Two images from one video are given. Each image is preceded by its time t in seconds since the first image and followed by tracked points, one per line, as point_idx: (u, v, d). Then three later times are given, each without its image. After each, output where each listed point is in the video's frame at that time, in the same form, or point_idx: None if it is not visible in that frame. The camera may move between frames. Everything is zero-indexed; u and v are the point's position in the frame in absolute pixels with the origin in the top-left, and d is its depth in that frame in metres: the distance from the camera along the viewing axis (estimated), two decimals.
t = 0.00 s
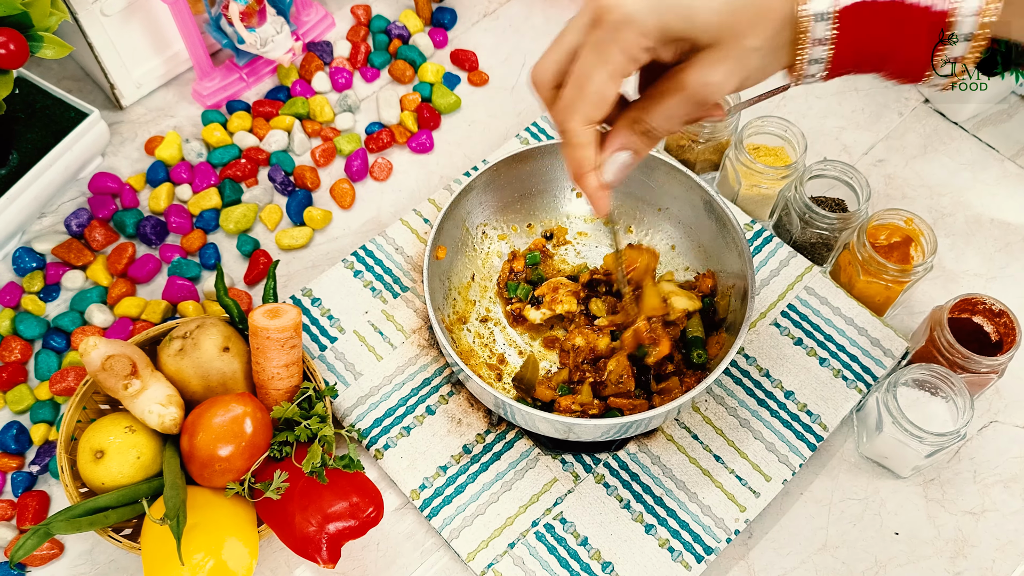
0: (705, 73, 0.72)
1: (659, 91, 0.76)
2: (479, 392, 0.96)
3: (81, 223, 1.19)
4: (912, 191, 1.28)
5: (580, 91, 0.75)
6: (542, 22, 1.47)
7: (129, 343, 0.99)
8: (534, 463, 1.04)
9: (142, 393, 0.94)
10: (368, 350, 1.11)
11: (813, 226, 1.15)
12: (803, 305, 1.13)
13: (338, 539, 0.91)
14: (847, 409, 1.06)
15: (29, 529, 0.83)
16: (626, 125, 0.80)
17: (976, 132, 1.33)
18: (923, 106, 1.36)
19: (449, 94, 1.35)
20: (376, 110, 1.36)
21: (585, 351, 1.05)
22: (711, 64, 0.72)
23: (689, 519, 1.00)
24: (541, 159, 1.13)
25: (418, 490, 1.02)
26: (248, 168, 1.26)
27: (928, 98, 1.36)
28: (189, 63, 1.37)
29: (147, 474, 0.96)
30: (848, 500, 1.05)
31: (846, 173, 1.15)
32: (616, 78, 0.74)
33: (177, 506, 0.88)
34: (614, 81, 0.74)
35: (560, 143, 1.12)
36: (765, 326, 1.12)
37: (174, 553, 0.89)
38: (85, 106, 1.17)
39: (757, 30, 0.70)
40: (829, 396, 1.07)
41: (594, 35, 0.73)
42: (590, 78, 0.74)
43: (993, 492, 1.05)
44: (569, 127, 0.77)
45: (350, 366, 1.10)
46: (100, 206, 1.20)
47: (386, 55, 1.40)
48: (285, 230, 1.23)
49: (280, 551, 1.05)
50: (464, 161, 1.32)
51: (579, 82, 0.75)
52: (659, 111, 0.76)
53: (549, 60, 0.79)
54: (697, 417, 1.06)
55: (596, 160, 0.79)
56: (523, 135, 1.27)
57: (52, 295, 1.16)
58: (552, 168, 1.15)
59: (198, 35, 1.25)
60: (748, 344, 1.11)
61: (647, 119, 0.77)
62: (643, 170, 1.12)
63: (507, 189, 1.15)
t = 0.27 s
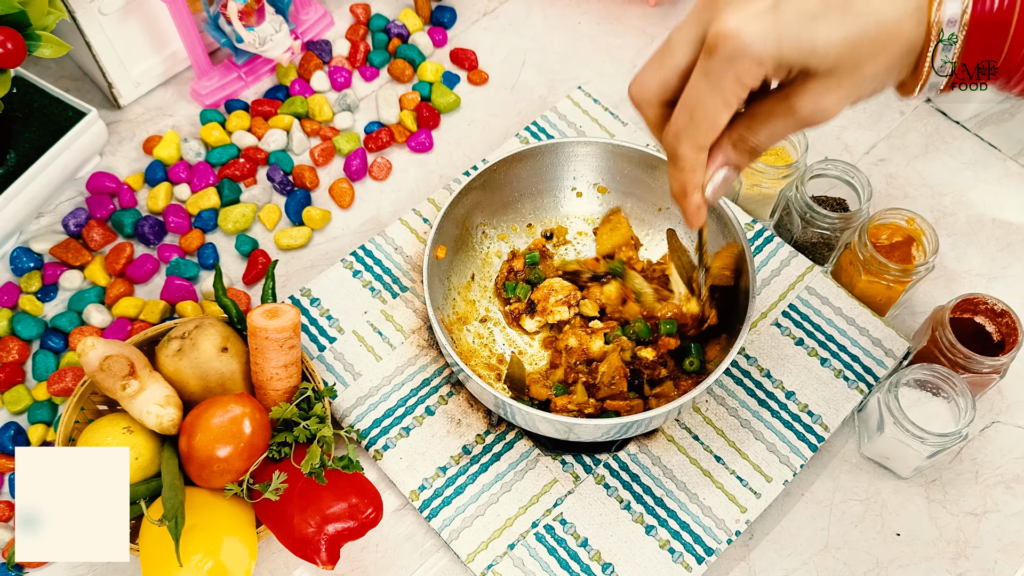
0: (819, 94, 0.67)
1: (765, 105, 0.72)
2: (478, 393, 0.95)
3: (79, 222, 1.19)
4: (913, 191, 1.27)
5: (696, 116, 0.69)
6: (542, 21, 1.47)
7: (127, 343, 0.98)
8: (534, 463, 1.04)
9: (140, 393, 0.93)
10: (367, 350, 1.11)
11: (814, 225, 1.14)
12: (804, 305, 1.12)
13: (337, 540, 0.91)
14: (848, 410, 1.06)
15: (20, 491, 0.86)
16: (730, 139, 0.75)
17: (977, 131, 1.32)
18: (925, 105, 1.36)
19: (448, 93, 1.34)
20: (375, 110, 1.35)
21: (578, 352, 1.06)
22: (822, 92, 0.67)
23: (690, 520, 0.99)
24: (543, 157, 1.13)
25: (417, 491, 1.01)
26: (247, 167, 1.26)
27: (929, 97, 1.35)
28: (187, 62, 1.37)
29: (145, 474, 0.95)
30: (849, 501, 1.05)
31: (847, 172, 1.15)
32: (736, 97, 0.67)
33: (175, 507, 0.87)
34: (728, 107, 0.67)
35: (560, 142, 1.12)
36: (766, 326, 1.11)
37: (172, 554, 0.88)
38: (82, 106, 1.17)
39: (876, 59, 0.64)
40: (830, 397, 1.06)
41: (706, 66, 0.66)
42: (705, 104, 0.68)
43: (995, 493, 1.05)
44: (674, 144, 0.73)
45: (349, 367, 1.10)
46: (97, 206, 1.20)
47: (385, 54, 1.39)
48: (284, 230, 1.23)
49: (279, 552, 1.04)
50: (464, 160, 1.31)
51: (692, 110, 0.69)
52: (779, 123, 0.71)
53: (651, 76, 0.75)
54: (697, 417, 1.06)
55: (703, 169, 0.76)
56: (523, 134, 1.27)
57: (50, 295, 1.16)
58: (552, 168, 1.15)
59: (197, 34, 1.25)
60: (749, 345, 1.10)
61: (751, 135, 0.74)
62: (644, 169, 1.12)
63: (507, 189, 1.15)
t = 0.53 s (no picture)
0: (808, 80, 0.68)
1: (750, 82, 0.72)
2: (478, 393, 0.95)
3: (77, 222, 1.18)
4: (915, 191, 1.27)
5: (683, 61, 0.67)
6: (542, 20, 1.46)
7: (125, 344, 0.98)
8: (535, 464, 1.03)
9: (139, 394, 0.93)
10: (367, 351, 1.10)
11: (816, 225, 1.14)
12: (806, 305, 1.12)
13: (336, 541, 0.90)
14: (850, 411, 1.05)
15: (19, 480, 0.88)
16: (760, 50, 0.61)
17: (980, 131, 1.32)
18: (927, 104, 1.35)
19: (448, 92, 1.34)
20: (375, 109, 1.35)
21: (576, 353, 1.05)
22: (808, 79, 0.67)
23: (691, 520, 0.99)
24: (544, 157, 1.13)
25: (417, 492, 1.01)
26: (246, 167, 1.25)
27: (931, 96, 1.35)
28: (186, 61, 1.36)
29: (143, 475, 0.95)
30: (851, 502, 1.04)
31: (848, 171, 1.14)
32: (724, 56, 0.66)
33: (174, 508, 0.87)
34: (719, 62, 0.66)
35: (560, 141, 1.11)
36: (767, 327, 1.11)
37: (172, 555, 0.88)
38: (81, 105, 1.16)
39: (871, 60, 0.65)
40: (832, 397, 1.06)
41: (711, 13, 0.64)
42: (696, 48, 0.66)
43: (997, 493, 1.04)
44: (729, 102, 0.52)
45: (348, 367, 1.09)
46: (96, 205, 1.19)
47: (385, 53, 1.39)
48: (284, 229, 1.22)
49: (278, 553, 1.04)
50: (464, 159, 1.31)
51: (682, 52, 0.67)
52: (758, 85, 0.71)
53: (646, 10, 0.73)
54: (698, 417, 1.05)
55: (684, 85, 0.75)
56: (523, 133, 1.27)
57: (48, 295, 1.15)
58: (552, 167, 1.15)
59: (196, 33, 1.24)
60: (750, 345, 1.10)
61: (724, 107, 0.75)
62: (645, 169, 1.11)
63: (507, 189, 1.14)
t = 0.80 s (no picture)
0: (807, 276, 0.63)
1: (726, 302, 0.69)
2: (478, 394, 0.94)
3: (75, 221, 1.17)
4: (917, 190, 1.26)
5: (669, 258, 0.66)
6: (543, 19, 1.46)
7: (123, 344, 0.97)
8: (535, 465, 1.03)
9: (137, 395, 0.92)
10: (366, 351, 1.10)
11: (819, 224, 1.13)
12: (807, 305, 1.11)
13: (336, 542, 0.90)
14: (851, 411, 1.05)
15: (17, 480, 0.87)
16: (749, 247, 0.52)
17: (982, 130, 1.32)
18: (929, 103, 1.35)
19: (448, 91, 1.33)
20: (374, 109, 1.34)
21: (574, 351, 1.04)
22: (794, 306, 0.64)
23: (692, 522, 0.99)
24: (547, 156, 1.12)
25: (416, 493, 1.00)
26: (245, 166, 1.25)
27: (933, 95, 1.35)
28: (185, 60, 1.36)
29: (141, 476, 0.94)
30: (852, 503, 1.04)
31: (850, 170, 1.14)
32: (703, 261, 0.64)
33: (172, 509, 0.86)
34: (700, 269, 0.65)
35: (561, 141, 1.10)
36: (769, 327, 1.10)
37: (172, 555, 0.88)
38: (79, 104, 1.16)
39: (858, 291, 0.61)
40: (833, 398, 1.05)
41: (703, 225, 0.64)
42: (704, 237, 0.64)
43: (1000, 494, 1.04)
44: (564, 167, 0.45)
45: (348, 367, 1.09)
46: (94, 205, 1.19)
47: (385, 52, 1.38)
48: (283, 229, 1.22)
49: (277, 554, 1.04)
50: (464, 158, 1.30)
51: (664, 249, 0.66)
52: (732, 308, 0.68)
53: (642, 211, 0.73)
54: (699, 418, 1.05)
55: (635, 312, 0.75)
56: (523, 132, 1.26)
57: (47, 294, 1.15)
58: (554, 166, 1.14)
59: (195, 33, 1.24)
60: (753, 346, 1.09)
61: (690, 322, 0.71)
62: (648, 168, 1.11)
63: (507, 188, 1.14)
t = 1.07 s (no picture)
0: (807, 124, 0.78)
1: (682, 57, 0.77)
2: (478, 394, 0.94)
3: (73, 221, 1.17)
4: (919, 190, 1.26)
5: (686, 65, 0.75)
6: (543, 18, 1.45)
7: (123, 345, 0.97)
8: (534, 466, 1.02)
9: (136, 395, 0.92)
10: (365, 350, 1.09)
11: (819, 225, 1.13)
12: (809, 305, 1.11)
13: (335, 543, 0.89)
14: (853, 412, 1.04)
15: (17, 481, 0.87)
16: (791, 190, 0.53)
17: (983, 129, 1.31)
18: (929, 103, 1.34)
19: (448, 90, 1.33)
20: (373, 107, 1.34)
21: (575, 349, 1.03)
22: (793, 145, 0.77)
23: (692, 523, 0.98)
24: (546, 157, 1.11)
25: (416, 493, 1.00)
26: (243, 166, 1.24)
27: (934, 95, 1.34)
28: (183, 59, 1.35)
29: (140, 477, 0.94)
30: (854, 504, 1.03)
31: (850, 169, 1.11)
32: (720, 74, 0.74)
33: (171, 510, 0.86)
34: (715, 82, 0.75)
35: (559, 141, 1.09)
36: (770, 327, 1.10)
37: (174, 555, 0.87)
38: (77, 103, 1.15)
39: (866, 140, 0.75)
40: (835, 398, 1.05)
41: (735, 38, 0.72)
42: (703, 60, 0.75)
43: (1001, 495, 1.03)
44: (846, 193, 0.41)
45: (347, 367, 1.08)
46: (92, 205, 1.18)
47: (384, 51, 1.38)
48: (282, 229, 1.21)
49: (276, 555, 1.03)
50: (464, 158, 1.30)
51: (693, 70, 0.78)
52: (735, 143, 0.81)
53: (679, 15, 0.80)
54: (699, 419, 1.05)
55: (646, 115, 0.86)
56: (523, 132, 1.26)
57: (44, 295, 1.15)
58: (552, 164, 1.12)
59: (194, 32, 1.24)
60: (753, 345, 1.09)
61: (701, 142, 0.81)
62: (647, 168, 1.10)
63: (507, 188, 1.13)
